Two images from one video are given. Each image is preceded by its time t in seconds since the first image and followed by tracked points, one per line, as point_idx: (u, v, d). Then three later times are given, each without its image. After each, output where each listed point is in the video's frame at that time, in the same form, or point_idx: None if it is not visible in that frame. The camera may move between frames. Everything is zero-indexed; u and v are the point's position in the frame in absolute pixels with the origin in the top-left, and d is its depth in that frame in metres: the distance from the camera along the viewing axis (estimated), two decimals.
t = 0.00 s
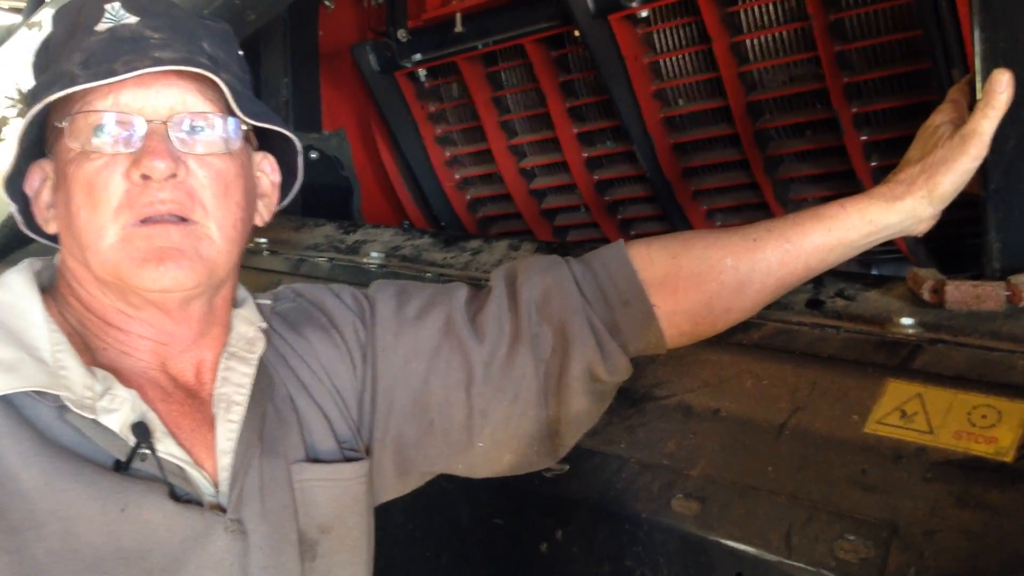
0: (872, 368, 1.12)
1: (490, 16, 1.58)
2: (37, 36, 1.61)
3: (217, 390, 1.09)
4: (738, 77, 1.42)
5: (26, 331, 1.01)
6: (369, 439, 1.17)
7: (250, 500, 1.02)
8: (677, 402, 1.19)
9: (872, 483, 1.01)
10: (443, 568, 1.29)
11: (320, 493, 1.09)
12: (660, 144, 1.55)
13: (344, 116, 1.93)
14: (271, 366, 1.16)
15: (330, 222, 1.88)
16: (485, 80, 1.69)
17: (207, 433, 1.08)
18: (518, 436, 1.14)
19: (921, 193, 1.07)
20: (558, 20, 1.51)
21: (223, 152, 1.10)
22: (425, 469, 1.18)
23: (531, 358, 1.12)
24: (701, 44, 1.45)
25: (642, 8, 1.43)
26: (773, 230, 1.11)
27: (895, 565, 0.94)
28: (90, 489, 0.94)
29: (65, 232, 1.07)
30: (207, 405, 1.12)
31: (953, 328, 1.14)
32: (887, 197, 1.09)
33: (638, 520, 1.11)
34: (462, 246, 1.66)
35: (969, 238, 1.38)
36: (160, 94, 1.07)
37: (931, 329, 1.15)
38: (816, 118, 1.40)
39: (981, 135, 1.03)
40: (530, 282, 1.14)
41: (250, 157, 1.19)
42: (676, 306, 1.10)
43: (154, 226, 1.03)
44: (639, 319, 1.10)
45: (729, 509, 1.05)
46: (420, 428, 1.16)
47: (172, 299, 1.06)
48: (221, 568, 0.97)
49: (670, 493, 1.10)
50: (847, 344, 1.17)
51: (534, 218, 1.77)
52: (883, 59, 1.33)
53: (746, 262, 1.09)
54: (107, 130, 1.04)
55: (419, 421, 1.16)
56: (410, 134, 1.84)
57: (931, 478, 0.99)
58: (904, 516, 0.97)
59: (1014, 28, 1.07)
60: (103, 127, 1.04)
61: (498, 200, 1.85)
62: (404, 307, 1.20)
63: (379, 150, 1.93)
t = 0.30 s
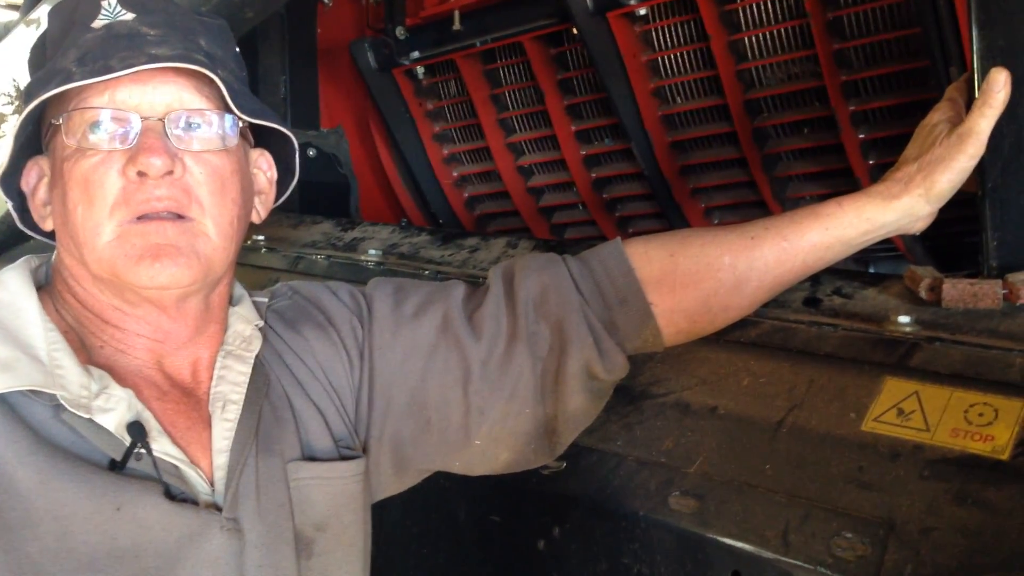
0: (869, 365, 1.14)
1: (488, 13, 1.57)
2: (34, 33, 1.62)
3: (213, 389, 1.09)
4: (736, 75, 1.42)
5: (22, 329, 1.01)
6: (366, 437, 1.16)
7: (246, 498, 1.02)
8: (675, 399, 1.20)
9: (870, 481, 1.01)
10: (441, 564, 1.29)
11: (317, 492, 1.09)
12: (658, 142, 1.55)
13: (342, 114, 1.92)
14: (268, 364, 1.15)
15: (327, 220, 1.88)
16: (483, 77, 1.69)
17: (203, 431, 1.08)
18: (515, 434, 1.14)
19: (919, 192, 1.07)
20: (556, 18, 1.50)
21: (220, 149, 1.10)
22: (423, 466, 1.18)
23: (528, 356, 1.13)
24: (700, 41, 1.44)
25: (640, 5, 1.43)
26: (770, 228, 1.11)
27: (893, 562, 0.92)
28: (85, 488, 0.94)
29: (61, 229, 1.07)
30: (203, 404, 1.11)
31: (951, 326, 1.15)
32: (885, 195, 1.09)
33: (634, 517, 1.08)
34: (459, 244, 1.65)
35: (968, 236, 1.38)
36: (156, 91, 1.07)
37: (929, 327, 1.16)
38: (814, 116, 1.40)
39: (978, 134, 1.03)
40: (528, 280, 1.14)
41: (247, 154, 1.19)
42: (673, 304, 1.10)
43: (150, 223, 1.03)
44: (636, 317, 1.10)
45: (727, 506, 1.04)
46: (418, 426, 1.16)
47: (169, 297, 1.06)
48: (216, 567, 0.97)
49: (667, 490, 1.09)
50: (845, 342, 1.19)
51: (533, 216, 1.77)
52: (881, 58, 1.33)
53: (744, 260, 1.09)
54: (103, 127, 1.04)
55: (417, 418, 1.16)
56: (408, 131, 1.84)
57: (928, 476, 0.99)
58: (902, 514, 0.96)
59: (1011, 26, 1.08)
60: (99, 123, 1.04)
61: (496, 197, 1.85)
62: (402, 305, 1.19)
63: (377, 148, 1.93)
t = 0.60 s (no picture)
0: (866, 363, 1.14)
1: (486, 10, 1.57)
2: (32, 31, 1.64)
3: (211, 387, 1.09)
4: (733, 73, 1.42)
5: (19, 327, 1.01)
6: (364, 435, 1.17)
7: (244, 496, 1.02)
8: (672, 397, 1.20)
9: (866, 477, 1.01)
10: (438, 561, 1.29)
11: (314, 489, 1.09)
12: (655, 140, 1.55)
13: (340, 111, 1.92)
14: (265, 362, 1.15)
15: (325, 217, 1.88)
16: (481, 75, 1.69)
17: (201, 429, 1.08)
18: (512, 431, 1.14)
19: (915, 189, 1.07)
20: (554, 15, 1.50)
21: (218, 147, 1.09)
22: (420, 464, 1.18)
23: (525, 354, 1.13)
24: (698, 39, 1.44)
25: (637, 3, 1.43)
26: (767, 225, 1.11)
27: (890, 559, 0.92)
28: (83, 486, 0.94)
29: (58, 227, 1.07)
30: (201, 403, 1.11)
31: (948, 323, 1.15)
32: (881, 192, 1.09)
33: (631, 514, 1.08)
34: (457, 241, 1.65)
35: (965, 233, 1.37)
36: (154, 89, 1.07)
37: (925, 324, 1.16)
38: (811, 114, 1.40)
39: (975, 131, 1.03)
40: (525, 278, 1.14)
41: (245, 152, 1.19)
42: (671, 302, 1.10)
43: (148, 221, 1.03)
44: (634, 315, 1.10)
45: (724, 503, 1.04)
46: (415, 424, 1.16)
47: (166, 295, 1.06)
48: (214, 564, 0.97)
49: (664, 487, 1.09)
50: (842, 340, 1.19)
51: (530, 214, 1.77)
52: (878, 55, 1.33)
53: (741, 257, 1.09)
54: (100, 125, 1.04)
55: (414, 416, 1.16)
56: (406, 129, 1.84)
57: (925, 473, 0.99)
58: (898, 511, 0.96)
59: (1009, 24, 1.08)
60: (96, 121, 1.04)
61: (494, 195, 1.85)
62: (399, 303, 1.19)
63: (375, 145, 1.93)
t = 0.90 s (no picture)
0: (863, 361, 1.14)
1: (485, 9, 1.57)
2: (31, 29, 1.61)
3: (209, 384, 1.09)
4: (731, 71, 1.42)
5: (18, 323, 1.01)
6: (362, 432, 1.17)
7: (243, 493, 1.02)
8: (670, 395, 1.21)
9: (863, 475, 1.01)
10: (436, 559, 1.30)
11: (314, 486, 1.09)
12: (654, 138, 1.55)
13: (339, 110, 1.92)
14: (264, 359, 1.15)
15: (324, 216, 1.88)
16: (479, 74, 1.69)
17: (200, 425, 1.08)
18: (511, 429, 1.15)
19: (913, 187, 1.07)
20: (552, 14, 1.50)
21: (217, 146, 1.10)
22: (419, 462, 1.18)
23: (524, 353, 1.13)
24: (696, 37, 1.44)
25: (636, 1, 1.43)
26: (765, 224, 1.11)
27: (887, 557, 0.92)
28: (84, 482, 0.94)
29: (58, 226, 1.07)
30: (200, 399, 1.12)
31: (944, 321, 1.15)
32: (879, 190, 1.09)
33: (628, 511, 1.09)
34: (455, 239, 1.66)
35: (962, 232, 1.38)
36: (154, 87, 1.07)
37: (923, 322, 1.16)
38: (809, 112, 1.40)
39: (973, 129, 1.03)
40: (524, 277, 1.14)
41: (244, 151, 1.19)
42: (670, 300, 1.10)
43: (147, 219, 1.03)
44: (632, 312, 1.10)
45: (721, 501, 1.04)
46: (414, 422, 1.16)
47: (166, 293, 1.06)
48: (213, 561, 0.98)
49: (662, 485, 1.09)
50: (839, 337, 1.19)
51: (529, 212, 1.77)
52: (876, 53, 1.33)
53: (739, 255, 1.10)
54: (100, 124, 1.04)
55: (413, 414, 1.16)
56: (404, 127, 1.84)
57: (922, 471, 0.99)
58: (895, 508, 0.97)
59: (1006, 23, 1.08)
60: (96, 120, 1.04)
61: (492, 193, 1.85)
62: (398, 301, 1.20)
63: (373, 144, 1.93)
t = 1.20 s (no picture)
0: (864, 356, 1.14)
1: (484, 3, 1.57)
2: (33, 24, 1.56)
3: (209, 377, 1.09)
4: (731, 66, 1.42)
5: (16, 316, 1.00)
6: (362, 426, 1.16)
7: (243, 486, 1.02)
8: (670, 391, 1.20)
9: (864, 470, 1.01)
10: (435, 555, 1.29)
11: (313, 480, 1.09)
12: (654, 133, 1.54)
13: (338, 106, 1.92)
14: (264, 353, 1.14)
15: (322, 212, 1.87)
16: (478, 69, 1.68)
17: (200, 418, 1.08)
18: (511, 424, 1.14)
19: (915, 181, 1.07)
20: (551, 8, 1.50)
21: (215, 140, 1.09)
22: (419, 457, 1.18)
23: (524, 347, 1.13)
24: (695, 32, 1.44)
25: None
26: (766, 218, 1.11)
27: (888, 552, 0.92)
28: (82, 474, 0.93)
29: (54, 219, 1.07)
30: (199, 391, 1.11)
31: (945, 317, 1.15)
32: (880, 185, 1.09)
33: (628, 507, 1.08)
34: (455, 235, 1.65)
35: (963, 228, 1.37)
36: (151, 81, 1.06)
37: (924, 317, 1.16)
38: (809, 107, 1.40)
39: (974, 123, 1.03)
40: (524, 271, 1.14)
41: (242, 144, 1.18)
42: (670, 295, 1.10)
43: (144, 213, 1.03)
44: (632, 307, 1.10)
45: (722, 497, 1.04)
46: (414, 417, 1.16)
47: (163, 286, 1.05)
48: (211, 555, 0.97)
49: (662, 481, 1.09)
50: (840, 333, 1.19)
51: (528, 208, 1.77)
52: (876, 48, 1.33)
53: (740, 250, 1.09)
54: (97, 117, 1.03)
55: (413, 408, 1.16)
56: (403, 123, 1.83)
57: (923, 466, 0.99)
58: (896, 504, 0.96)
59: (1008, 17, 1.08)
60: (94, 114, 1.03)
61: (491, 189, 1.85)
62: (397, 295, 1.19)
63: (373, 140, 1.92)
